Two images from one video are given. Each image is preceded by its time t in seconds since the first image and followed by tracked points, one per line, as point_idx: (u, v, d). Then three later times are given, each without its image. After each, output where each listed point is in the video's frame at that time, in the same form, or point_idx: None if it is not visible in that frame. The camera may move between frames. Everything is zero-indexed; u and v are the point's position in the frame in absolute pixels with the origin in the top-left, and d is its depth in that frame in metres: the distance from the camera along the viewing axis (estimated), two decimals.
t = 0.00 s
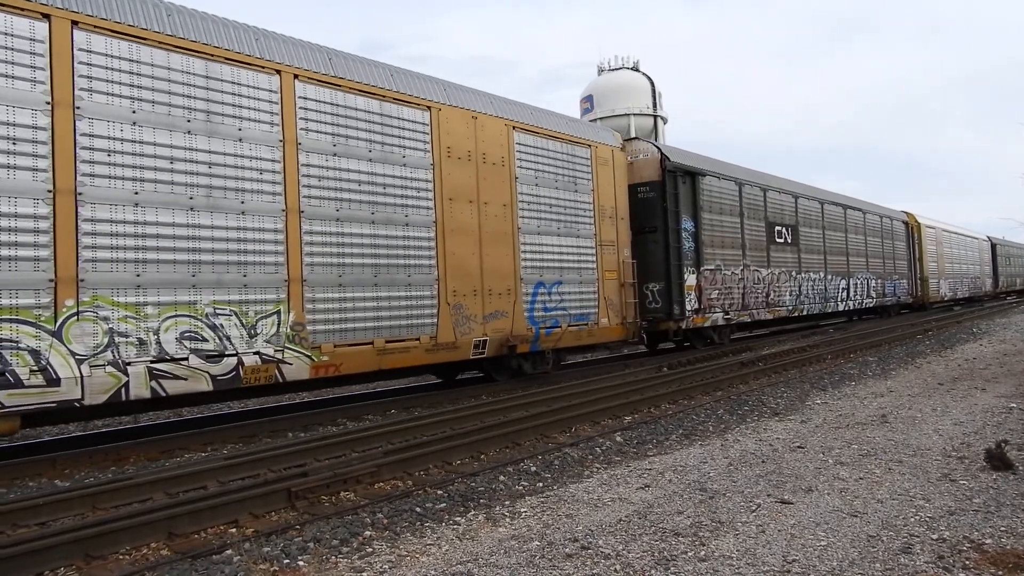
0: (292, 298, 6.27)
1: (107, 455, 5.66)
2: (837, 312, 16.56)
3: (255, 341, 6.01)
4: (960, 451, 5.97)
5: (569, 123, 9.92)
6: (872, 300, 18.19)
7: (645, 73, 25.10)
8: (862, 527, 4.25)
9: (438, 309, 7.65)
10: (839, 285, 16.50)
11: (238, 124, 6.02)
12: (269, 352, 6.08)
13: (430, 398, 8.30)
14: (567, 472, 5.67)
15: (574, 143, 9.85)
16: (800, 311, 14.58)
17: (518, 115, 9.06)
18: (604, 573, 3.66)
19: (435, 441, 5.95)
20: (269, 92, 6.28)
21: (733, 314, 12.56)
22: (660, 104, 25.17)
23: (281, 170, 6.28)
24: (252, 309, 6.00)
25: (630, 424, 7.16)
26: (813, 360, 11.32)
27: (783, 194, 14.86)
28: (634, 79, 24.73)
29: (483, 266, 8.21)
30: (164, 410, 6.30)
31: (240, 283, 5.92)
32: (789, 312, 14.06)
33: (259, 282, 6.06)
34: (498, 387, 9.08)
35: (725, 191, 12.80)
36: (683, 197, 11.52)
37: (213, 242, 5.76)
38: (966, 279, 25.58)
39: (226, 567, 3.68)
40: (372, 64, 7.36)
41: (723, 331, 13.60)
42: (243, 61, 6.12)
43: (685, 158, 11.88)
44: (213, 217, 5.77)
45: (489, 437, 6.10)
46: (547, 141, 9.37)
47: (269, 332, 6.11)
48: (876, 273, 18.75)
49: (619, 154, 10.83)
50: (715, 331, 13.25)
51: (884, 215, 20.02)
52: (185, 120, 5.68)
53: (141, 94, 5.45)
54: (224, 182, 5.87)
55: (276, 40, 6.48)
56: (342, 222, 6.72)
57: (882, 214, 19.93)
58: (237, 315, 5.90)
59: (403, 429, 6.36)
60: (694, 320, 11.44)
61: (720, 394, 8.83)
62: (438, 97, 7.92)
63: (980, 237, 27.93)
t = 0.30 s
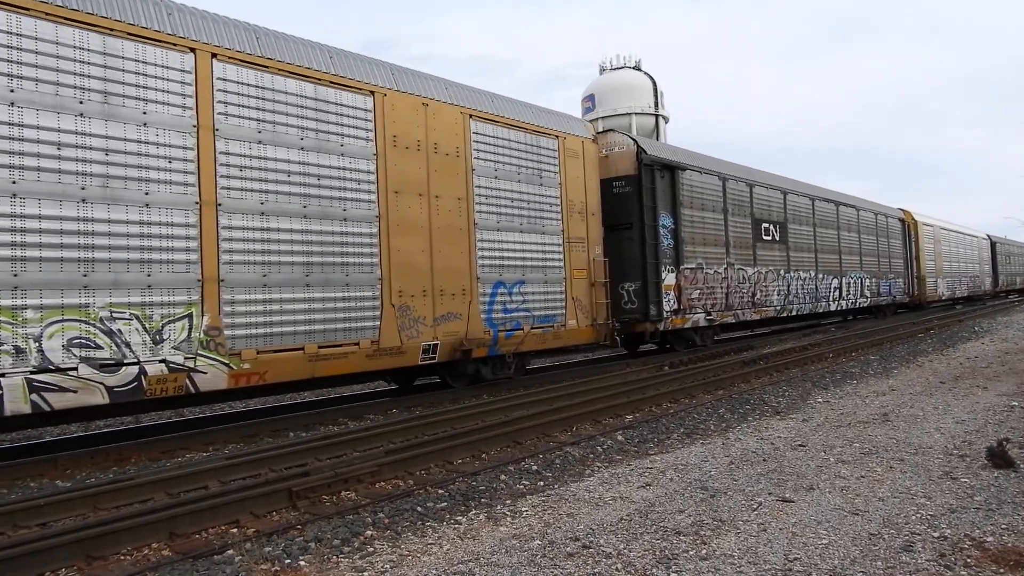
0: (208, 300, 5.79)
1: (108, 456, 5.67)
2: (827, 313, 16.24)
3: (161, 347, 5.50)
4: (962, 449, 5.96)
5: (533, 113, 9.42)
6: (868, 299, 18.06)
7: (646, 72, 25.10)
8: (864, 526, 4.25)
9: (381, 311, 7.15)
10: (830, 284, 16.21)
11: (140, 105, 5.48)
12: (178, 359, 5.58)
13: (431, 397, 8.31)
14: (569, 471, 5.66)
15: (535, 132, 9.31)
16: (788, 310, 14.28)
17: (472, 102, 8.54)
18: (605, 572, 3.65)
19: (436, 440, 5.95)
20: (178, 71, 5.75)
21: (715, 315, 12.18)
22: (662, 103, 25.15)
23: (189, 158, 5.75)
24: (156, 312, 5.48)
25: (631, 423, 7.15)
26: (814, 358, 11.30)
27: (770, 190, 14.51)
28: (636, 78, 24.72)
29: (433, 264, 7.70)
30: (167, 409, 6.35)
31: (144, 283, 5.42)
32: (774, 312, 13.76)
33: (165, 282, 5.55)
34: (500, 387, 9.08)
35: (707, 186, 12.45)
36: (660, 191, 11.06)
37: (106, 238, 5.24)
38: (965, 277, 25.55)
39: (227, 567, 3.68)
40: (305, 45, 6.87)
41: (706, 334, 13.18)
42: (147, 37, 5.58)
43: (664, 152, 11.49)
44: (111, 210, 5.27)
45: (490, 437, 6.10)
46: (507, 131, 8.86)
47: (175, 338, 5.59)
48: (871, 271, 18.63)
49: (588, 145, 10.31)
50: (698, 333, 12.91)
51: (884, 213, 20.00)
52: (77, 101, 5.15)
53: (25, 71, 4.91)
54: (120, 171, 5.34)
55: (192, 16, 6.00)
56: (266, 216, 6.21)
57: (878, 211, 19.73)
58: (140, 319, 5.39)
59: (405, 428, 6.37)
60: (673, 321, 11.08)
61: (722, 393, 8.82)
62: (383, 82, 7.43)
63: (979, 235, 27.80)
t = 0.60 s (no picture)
0: (96, 300, 5.25)
1: (101, 455, 5.64)
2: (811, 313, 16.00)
3: (36, 354, 4.94)
4: (954, 448, 5.99)
5: (486, 101, 8.90)
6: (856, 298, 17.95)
7: (640, 71, 25.14)
8: (857, 524, 4.27)
9: (307, 313, 6.64)
10: (814, 283, 15.96)
11: (14, 83, 4.92)
12: (54, 369, 5.02)
13: (425, 396, 8.30)
14: (563, 470, 5.67)
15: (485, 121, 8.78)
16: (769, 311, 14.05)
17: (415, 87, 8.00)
18: (599, 571, 3.66)
19: (430, 440, 5.94)
20: (62, 45, 5.18)
21: (687, 316, 11.90)
22: (657, 102, 25.20)
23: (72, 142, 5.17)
24: (29, 315, 4.92)
25: (626, 422, 7.16)
26: (808, 357, 11.35)
27: (749, 187, 14.27)
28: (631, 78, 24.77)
29: (368, 262, 7.20)
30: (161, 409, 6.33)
31: (15, 282, 4.85)
32: (753, 313, 13.49)
33: (43, 282, 4.99)
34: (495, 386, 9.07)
35: (681, 181, 12.21)
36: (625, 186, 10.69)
37: None
38: (955, 277, 25.69)
39: (221, 567, 3.67)
40: (220, 20, 6.32)
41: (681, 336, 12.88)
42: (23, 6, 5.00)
43: (634, 146, 11.28)
44: None
45: (484, 437, 6.10)
46: (455, 119, 8.33)
47: (52, 343, 5.02)
48: (858, 270, 18.49)
49: (548, 136, 9.82)
50: (672, 335, 12.64)
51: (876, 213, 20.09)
52: None
53: None
54: None
55: None
56: (166, 208, 5.67)
57: (864, 208, 19.59)
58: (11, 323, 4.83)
59: (400, 427, 6.37)
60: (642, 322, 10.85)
61: (716, 392, 8.84)
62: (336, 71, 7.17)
63: (968, 233, 27.85)
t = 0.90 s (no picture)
0: None
1: (99, 454, 5.63)
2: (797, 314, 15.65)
3: None
4: (951, 448, 6.00)
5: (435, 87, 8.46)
6: (847, 298, 17.78)
7: (638, 71, 25.17)
8: (854, 524, 4.27)
9: (222, 313, 6.19)
10: (800, 283, 15.60)
11: None
12: None
13: (422, 395, 8.27)
14: (561, 469, 5.67)
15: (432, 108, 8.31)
16: (752, 312, 13.70)
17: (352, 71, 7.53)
18: (596, 571, 3.66)
19: (427, 439, 5.93)
20: None
21: (661, 318, 11.46)
22: (655, 102, 25.18)
23: None
24: None
25: (624, 422, 7.17)
26: (806, 358, 11.36)
27: (730, 183, 13.84)
28: (630, 78, 24.77)
29: (293, 259, 6.75)
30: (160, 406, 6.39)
31: None
32: (734, 315, 13.07)
33: None
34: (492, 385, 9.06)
35: (657, 176, 11.77)
36: (592, 181, 10.18)
37: None
38: (951, 277, 25.73)
39: (219, 565, 3.67)
40: None
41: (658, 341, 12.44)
42: None
43: (606, 138, 10.84)
44: None
45: (482, 436, 6.09)
46: (399, 107, 7.87)
47: None
48: (849, 269, 18.26)
49: (506, 127, 9.37)
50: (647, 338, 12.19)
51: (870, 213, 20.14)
52: None
53: None
54: None
55: None
56: (52, 199, 5.17)
57: (854, 207, 19.37)
58: None
59: (397, 426, 6.37)
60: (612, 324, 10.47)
61: (714, 392, 8.85)
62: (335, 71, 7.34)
63: (962, 233, 27.81)
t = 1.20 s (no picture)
0: None
1: (99, 456, 5.63)
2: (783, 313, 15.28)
3: None
4: (952, 445, 6.01)
5: (382, 72, 7.90)
6: (837, 296, 17.57)
7: (636, 70, 25.18)
8: (856, 521, 4.28)
9: (120, 317, 5.58)
10: (786, 281, 15.23)
11: None
12: None
13: (421, 395, 8.27)
14: (562, 468, 5.67)
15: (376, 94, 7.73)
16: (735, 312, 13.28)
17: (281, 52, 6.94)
18: (599, 570, 3.66)
19: (428, 439, 5.92)
20: None
21: (635, 318, 10.93)
22: (654, 101, 25.18)
23: None
24: None
25: (625, 421, 7.17)
26: (806, 355, 11.36)
27: (710, 177, 13.33)
28: (627, 77, 24.77)
29: (207, 258, 6.14)
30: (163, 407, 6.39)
31: None
32: (715, 316, 12.64)
33: None
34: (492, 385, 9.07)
35: (632, 169, 11.19)
36: (556, 175, 9.54)
37: None
38: (948, 274, 25.75)
39: (222, 566, 3.67)
40: None
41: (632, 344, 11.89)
42: None
43: (573, 128, 10.24)
44: None
45: (483, 435, 6.09)
46: (337, 92, 7.29)
47: None
48: (840, 266, 18.02)
49: (459, 115, 8.73)
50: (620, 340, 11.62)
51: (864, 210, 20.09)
52: None
53: None
54: None
55: None
56: None
57: (844, 202, 19.13)
58: None
59: (398, 426, 6.36)
60: (582, 326, 9.90)
61: (714, 390, 8.85)
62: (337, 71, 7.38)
63: (958, 229, 27.75)
